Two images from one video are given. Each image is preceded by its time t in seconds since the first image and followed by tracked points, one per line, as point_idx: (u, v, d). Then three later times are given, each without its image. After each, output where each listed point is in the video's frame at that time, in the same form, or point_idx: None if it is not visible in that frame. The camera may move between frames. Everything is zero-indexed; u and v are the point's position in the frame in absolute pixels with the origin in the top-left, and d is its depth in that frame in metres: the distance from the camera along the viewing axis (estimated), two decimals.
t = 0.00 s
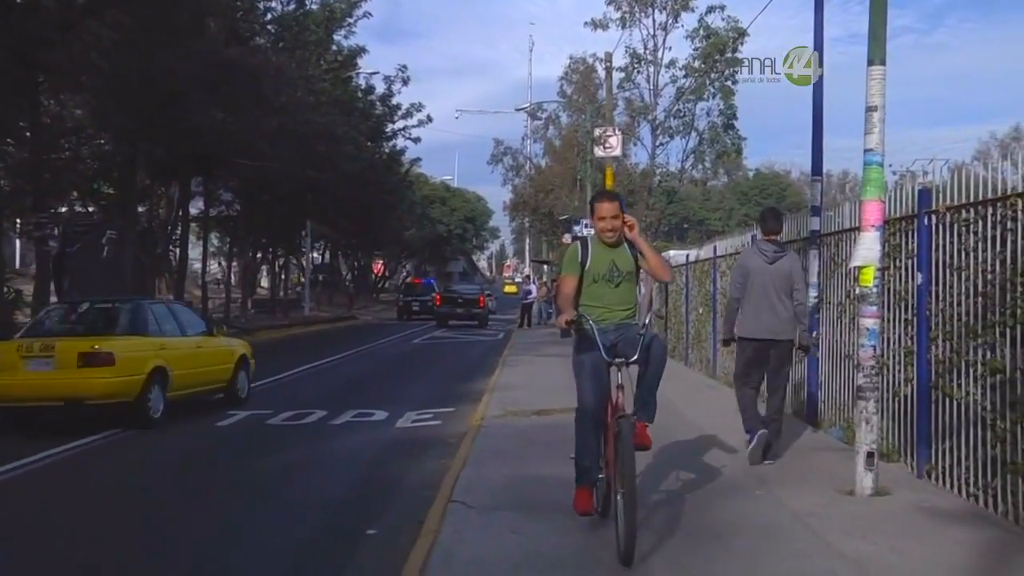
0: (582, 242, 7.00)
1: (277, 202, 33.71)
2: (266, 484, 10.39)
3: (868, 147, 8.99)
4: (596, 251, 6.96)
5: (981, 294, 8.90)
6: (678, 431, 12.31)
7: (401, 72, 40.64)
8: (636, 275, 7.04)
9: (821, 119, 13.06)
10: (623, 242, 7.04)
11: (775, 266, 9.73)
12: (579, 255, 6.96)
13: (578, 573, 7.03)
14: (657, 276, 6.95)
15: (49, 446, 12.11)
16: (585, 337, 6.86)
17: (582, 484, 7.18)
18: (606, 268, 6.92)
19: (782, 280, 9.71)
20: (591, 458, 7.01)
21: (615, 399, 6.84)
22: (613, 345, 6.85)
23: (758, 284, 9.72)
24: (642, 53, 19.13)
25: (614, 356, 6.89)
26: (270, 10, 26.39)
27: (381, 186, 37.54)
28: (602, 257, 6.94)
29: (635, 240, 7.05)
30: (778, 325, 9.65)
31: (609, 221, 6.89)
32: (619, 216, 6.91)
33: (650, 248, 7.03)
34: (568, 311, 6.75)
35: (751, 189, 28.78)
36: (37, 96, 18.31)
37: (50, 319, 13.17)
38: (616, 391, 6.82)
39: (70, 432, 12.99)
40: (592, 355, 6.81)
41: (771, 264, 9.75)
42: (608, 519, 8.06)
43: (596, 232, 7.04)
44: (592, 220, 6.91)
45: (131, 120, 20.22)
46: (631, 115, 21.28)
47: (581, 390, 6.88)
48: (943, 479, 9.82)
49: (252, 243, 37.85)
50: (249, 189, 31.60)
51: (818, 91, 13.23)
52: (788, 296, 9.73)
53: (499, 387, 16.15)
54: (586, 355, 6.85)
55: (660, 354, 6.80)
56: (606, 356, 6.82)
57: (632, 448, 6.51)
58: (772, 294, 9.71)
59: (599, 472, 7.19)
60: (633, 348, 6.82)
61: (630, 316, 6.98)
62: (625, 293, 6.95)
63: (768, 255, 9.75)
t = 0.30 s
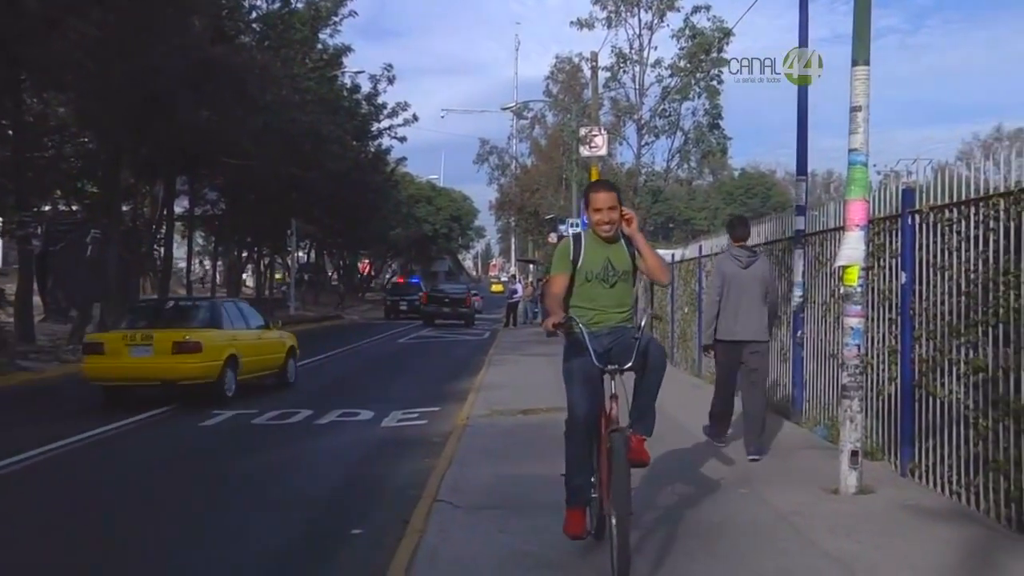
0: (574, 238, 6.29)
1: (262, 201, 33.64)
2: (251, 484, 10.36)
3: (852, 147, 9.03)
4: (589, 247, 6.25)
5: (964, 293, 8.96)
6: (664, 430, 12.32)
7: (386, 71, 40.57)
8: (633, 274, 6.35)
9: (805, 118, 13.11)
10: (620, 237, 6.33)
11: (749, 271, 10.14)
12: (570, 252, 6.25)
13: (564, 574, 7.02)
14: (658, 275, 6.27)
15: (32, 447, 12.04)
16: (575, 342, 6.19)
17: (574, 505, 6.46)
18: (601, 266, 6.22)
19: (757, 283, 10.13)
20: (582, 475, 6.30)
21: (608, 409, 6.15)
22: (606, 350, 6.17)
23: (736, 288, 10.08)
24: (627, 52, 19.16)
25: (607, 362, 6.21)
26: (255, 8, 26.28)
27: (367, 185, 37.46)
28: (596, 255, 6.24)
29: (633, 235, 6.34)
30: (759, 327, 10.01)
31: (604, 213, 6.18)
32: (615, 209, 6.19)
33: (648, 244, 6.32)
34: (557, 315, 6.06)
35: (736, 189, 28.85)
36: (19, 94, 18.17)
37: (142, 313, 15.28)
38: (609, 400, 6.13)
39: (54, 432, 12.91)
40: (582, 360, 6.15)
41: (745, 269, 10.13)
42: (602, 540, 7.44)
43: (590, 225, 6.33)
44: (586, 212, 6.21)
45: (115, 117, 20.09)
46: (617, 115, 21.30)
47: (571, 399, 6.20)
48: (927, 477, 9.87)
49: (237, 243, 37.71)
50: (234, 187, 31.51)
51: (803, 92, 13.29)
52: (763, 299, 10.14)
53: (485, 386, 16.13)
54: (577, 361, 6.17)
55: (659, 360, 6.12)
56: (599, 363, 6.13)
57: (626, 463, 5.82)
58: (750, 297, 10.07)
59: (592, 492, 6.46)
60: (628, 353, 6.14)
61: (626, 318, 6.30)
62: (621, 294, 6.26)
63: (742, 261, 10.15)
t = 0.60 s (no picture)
0: (569, 232, 5.65)
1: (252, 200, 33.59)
2: (239, 484, 10.34)
3: (841, 147, 9.05)
4: (586, 242, 5.62)
5: (951, 293, 8.99)
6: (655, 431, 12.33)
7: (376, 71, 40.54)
8: (634, 271, 5.72)
9: (794, 118, 13.15)
10: (620, 230, 5.70)
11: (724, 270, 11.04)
12: (565, 247, 5.62)
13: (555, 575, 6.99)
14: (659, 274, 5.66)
15: (20, 448, 11.99)
16: (569, 348, 5.58)
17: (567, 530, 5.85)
18: (599, 263, 5.59)
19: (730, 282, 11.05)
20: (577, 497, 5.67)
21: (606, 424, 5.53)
22: (604, 358, 5.54)
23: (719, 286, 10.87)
24: (615, 51, 19.16)
25: (605, 370, 5.59)
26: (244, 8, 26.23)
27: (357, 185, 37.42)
28: (594, 250, 5.60)
29: (634, 228, 5.71)
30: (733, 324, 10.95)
31: (603, 205, 5.54)
32: (615, 199, 5.56)
33: (651, 240, 5.69)
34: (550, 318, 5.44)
35: (725, 189, 28.90)
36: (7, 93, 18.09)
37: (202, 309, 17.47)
38: (607, 415, 5.50)
39: (42, 433, 12.87)
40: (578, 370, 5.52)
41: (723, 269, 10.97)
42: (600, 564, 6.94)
43: (586, 218, 5.69)
44: (582, 202, 5.60)
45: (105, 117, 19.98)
46: (606, 114, 21.31)
47: (565, 413, 5.57)
48: (914, 476, 9.92)
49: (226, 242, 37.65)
50: (223, 187, 31.45)
51: (791, 92, 13.32)
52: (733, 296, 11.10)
53: (475, 386, 16.09)
54: (573, 372, 5.54)
55: (662, 370, 5.49)
56: (596, 373, 5.50)
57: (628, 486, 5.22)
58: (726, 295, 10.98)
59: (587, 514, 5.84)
60: (628, 362, 5.52)
61: (627, 321, 5.69)
62: (621, 294, 5.64)
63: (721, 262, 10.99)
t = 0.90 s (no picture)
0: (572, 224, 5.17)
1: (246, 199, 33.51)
2: (235, 484, 10.33)
3: (836, 147, 9.05)
4: (592, 235, 5.12)
5: (947, 293, 9.00)
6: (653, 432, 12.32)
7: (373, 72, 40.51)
8: (644, 269, 5.24)
9: (790, 117, 13.16)
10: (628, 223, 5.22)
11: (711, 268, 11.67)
12: (568, 239, 5.11)
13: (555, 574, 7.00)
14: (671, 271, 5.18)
15: (16, 448, 11.98)
16: (572, 353, 5.07)
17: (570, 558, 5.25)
18: (606, 257, 5.10)
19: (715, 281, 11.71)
20: (580, 520, 5.15)
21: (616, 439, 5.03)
22: (612, 363, 5.02)
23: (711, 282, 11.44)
24: (611, 51, 19.15)
25: (614, 379, 5.05)
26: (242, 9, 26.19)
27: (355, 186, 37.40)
28: (600, 244, 5.11)
29: (645, 220, 5.22)
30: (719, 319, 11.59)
31: (611, 193, 5.05)
32: (624, 187, 5.07)
33: (662, 233, 5.20)
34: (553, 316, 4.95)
35: (720, 188, 28.91)
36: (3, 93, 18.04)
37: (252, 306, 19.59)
38: (616, 428, 5.00)
39: (38, 433, 12.86)
40: (579, 379, 5.04)
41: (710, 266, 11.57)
42: None
43: (591, 208, 5.20)
44: (586, 191, 5.13)
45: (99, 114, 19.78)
46: (602, 114, 21.30)
47: (566, 427, 5.10)
48: (910, 476, 9.93)
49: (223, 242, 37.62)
50: (218, 186, 31.33)
51: (788, 90, 13.33)
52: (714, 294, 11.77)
53: (471, 386, 16.07)
54: (575, 381, 5.05)
55: (676, 377, 4.95)
56: (603, 381, 4.99)
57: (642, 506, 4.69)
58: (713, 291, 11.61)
59: (593, 539, 5.32)
60: (639, 368, 4.99)
61: (636, 324, 5.19)
62: (630, 292, 5.16)
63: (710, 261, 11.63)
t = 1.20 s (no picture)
0: (571, 220, 4.86)
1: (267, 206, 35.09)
2: (266, 466, 11.77)
3: (801, 158, 10.55)
4: (590, 231, 4.82)
5: (899, 290, 10.45)
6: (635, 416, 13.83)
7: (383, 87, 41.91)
8: (644, 268, 4.92)
9: (759, 133, 14.66)
10: (628, 220, 4.92)
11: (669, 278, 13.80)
12: (565, 235, 4.80)
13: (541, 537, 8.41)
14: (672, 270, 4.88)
15: (67, 431, 13.46)
16: (567, 355, 4.71)
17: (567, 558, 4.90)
18: (604, 254, 4.79)
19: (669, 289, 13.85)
20: (580, 522, 4.81)
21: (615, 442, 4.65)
22: (610, 363, 4.63)
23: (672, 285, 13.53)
24: (598, 72, 20.59)
25: (609, 380, 4.67)
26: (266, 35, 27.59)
27: (367, 195, 38.81)
28: (598, 242, 4.81)
29: (646, 218, 4.92)
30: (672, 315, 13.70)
31: (614, 189, 4.76)
32: (627, 183, 4.77)
33: (665, 231, 4.89)
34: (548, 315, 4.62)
35: (697, 197, 30.38)
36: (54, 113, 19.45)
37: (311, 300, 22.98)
38: (614, 432, 4.62)
39: (86, 416, 14.34)
40: (576, 378, 4.68)
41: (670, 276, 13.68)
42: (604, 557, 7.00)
43: (591, 204, 4.90)
44: (586, 187, 4.84)
45: (138, 139, 21.09)
46: (591, 130, 22.73)
47: (565, 427, 4.75)
48: (865, 453, 11.42)
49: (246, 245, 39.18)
50: (243, 195, 32.91)
51: (758, 109, 14.82)
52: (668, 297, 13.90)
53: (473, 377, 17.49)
54: (573, 380, 4.69)
55: (681, 380, 4.53)
56: (598, 383, 4.63)
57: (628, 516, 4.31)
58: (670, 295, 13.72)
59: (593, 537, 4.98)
60: (638, 371, 4.58)
61: (636, 325, 4.82)
62: (630, 293, 4.82)
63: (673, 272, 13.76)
